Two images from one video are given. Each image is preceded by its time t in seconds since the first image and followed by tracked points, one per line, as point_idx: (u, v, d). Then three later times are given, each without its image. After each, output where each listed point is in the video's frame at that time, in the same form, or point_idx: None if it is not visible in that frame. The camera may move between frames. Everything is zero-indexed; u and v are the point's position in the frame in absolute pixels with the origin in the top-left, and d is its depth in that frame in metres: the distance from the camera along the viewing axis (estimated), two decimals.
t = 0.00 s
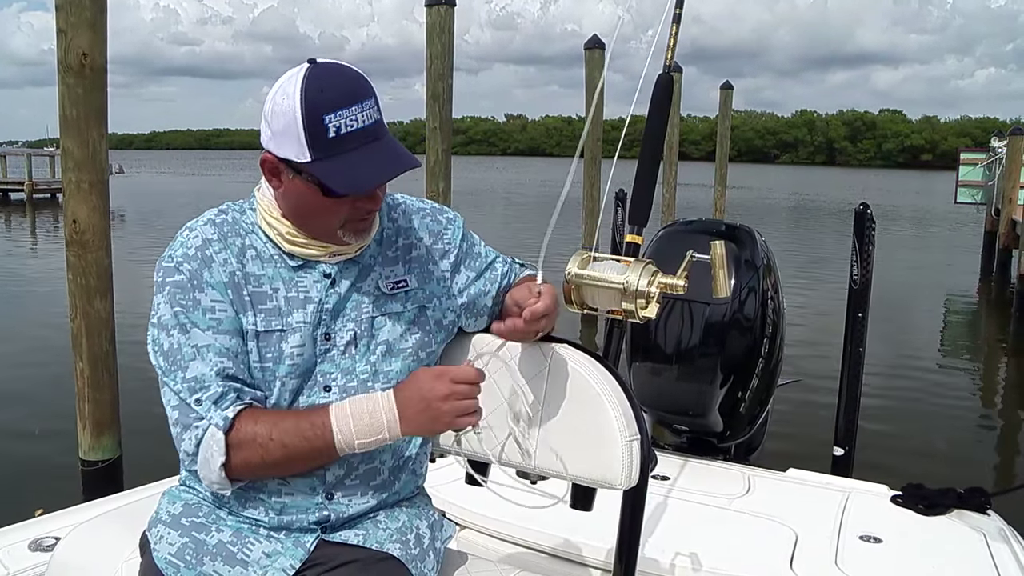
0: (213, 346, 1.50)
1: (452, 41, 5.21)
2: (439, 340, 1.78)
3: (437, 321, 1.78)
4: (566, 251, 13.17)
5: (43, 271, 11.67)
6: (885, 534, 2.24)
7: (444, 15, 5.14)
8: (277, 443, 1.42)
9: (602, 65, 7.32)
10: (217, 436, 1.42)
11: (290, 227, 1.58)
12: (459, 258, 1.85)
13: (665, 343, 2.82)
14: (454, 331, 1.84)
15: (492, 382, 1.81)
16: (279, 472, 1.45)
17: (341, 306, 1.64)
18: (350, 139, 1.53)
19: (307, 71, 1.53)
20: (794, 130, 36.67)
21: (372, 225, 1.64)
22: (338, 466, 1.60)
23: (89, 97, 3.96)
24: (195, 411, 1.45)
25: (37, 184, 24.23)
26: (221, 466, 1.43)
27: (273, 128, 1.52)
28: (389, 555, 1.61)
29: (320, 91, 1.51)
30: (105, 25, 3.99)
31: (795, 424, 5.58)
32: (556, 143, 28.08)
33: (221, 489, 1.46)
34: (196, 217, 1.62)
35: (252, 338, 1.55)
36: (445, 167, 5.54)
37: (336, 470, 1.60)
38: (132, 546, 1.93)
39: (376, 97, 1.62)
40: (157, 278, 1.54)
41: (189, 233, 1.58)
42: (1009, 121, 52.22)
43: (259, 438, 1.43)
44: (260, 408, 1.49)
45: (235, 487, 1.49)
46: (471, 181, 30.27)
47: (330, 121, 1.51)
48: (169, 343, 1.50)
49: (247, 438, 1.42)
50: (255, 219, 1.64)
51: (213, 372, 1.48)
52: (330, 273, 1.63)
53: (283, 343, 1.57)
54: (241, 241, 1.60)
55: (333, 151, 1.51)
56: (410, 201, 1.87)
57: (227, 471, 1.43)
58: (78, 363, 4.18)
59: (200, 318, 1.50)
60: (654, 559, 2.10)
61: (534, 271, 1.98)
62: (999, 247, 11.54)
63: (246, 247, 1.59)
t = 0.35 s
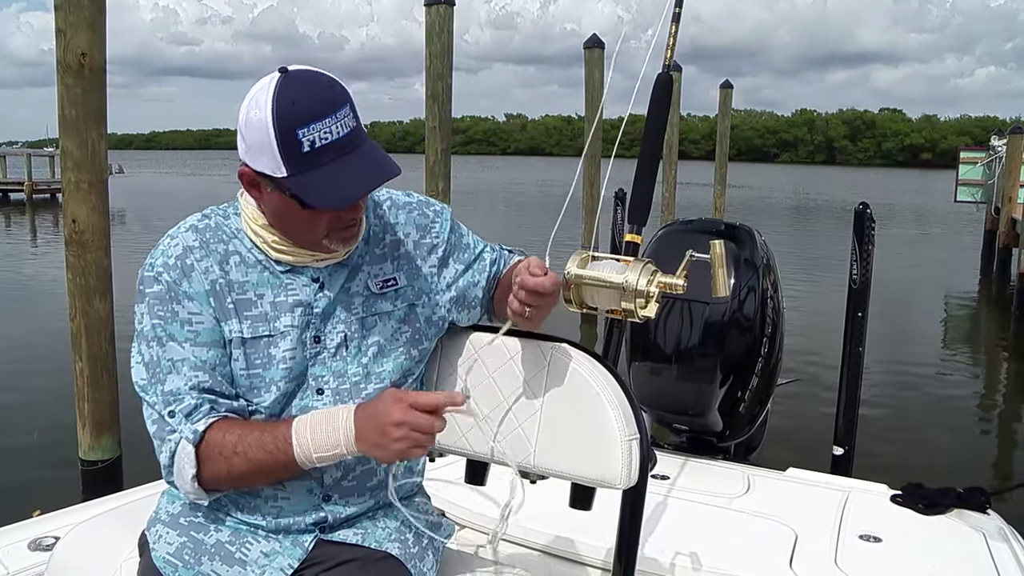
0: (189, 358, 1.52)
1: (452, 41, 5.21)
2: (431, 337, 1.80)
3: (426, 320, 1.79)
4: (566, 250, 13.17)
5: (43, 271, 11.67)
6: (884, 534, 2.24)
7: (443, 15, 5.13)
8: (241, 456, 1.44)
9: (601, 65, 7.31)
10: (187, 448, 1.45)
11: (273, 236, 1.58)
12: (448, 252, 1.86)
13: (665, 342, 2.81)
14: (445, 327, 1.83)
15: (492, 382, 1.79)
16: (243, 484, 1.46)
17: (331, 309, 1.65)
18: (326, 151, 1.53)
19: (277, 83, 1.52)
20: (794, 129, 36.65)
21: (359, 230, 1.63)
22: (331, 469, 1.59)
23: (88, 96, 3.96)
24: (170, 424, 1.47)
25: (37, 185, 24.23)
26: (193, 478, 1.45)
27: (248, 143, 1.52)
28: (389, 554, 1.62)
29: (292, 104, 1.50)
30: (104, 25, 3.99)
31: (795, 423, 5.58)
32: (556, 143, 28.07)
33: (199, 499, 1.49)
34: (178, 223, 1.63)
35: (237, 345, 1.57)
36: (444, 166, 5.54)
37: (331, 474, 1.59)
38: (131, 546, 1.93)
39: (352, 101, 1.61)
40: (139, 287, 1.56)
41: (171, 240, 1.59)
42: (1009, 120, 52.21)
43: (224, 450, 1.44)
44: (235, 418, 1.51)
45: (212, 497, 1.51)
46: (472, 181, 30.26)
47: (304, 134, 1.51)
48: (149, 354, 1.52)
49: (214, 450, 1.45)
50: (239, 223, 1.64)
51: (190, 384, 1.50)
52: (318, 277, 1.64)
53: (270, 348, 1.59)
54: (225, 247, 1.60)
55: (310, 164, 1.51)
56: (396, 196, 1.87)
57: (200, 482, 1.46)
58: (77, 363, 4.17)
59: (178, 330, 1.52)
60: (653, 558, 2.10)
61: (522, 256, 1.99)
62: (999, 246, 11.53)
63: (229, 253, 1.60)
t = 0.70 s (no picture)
0: (181, 356, 1.52)
1: (452, 39, 5.20)
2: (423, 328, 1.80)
3: (418, 310, 1.80)
4: (567, 249, 13.16)
5: (44, 270, 11.68)
6: (885, 531, 2.23)
7: (443, 13, 5.13)
8: (239, 447, 1.44)
9: (602, 63, 7.30)
10: (186, 445, 1.45)
11: (257, 232, 1.59)
12: (439, 243, 1.87)
13: (666, 340, 2.81)
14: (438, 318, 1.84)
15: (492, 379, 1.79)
16: (242, 476, 1.45)
17: (320, 303, 1.66)
18: (299, 142, 1.53)
19: (250, 76, 1.53)
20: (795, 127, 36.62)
21: (337, 223, 1.63)
22: (328, 467, 1.59)
23: (88, 95, 3.96)
24: (167, 421, 1.48)
25: (38, 184, 24.24)
26: (193, 476, 1.45)
27: (222, 137, 1.53)
28: (387, 552, 1.62)
29: (263, 96, 1.51)
30: (104, 23, 3.98)
31: (797, 421, 5.57)
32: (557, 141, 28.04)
33: (199, 498, 1.49)
34: (166, 224, 1.63)
35: (227, 342, 1.57)
36: (445, 165, 5.54)
37: (327, 472, 1.59)
38: (131, 544, 1.93)
39: (327, 93, 1.61)
40: (128, 288, 1.56)
41: (159, 240, 1.59)
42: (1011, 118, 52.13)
43: (221, 441, 1.45)
44: (236, 415, 1.52)
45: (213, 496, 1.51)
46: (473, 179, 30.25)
47: (275, 126, 1.51)
48: (141, 355, 1.52)
49: (211, 443, 1.45)
50: (226, 220, 1.64)
51: (184, 382, 1.51)
52: (306, 271, 1.64)
53: (261, 343, 1.59)
54: (212, 245, 1.60)
55: (282, 156, 1.51)
56: (383, 188, 1.88)
57: (200, 480, 1.45)
58: (78, 362, 4.18)
59: (169, 330, 1.53)
60: (654, 556, 2.10)
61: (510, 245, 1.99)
62: (1001, 243, 11.51)
63: (217, 251, 1.60)
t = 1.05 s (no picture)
0: (176, 364, 1.53)
1: (452, 40, 5.20)
2: (426, 326, 1.78)
3: (418, 306, 1.78)
4: (568, 249, 13.16)
5: (45, 271, 11.68)
6: (885, 532, 2.23)
7: (444, 13, 5.13)
8: (223, 463, 1.44)
9: (602, 63, 7.30)
10: (175, 455, 1.46)
11: (255, 232, 1.59)
12: (436, 241, 1.85)
13: (666, 341, 2.81)
14: (438, 314, 1.82)
15: (492, 380, 1.80)
16: (226, 489, 1.46)
17: (320, 303, 1.66)
18: (291, 138, 1.53)
19: (242, 74, 1.54)
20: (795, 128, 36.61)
21: (335, 218, 1.62)
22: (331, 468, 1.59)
23: (89, 96, 3.96)
24: (159, 431, 1.49)
25: (39, 184, 24.25)
26: (182, 484, 1.46)
27: (217, 135, 1.53)
28: (389, 553, 1.62)
29: (255, 93, 1.52)
30: (104, 24, 3.99)
31: (797, 421, 5.57)
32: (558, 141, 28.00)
33: (193, 505, 1.50)
34: (165, 228, 1.64)
35: (225, 346, 1.57)
36: (446, 165, 5.54)
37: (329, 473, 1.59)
38: (132, 545, 1.93)
39: (320, 88, 1.62)
40: (128, 294, 1.57)
41: (158, 246, 1.60)
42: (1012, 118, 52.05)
43: (207, 454, 1.45)
44: (225, 425, 1.52)
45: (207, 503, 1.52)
46: (474, 180, 30.26)
47: (268, 122, 1.52)
48: (138, 362, 1.53)
49: (197, 455, 1.45)
50: (224, 223, 1.65)
51: (179, 390, 1.52)
52: (305, 272, 1.65)
53: (261, 345, 1.59)
54: (211, 248, 1.61)
55: (275, 151, 1.51)
56: (382, 187, 1.88)
57: (191, 488, 1.47)
58: (79, 363, 4.18)
59: (166, 336, 1.54)
60: (655, 557, 2.10)
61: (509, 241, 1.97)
62: (1002, 244, 11.50)
63: (215, 254, 1.60)
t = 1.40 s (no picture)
0: (182, 358, 1.51)
1: (451, 42, 5.20)
2: (422, 332, 1.80)
3: (416, 311, 1.80)
4: (566, 251, 13.17)
5: (43, 273, 11.67)
6: (884, 533, 2.23)
7: (442, 16, 5.13)
8: (235, 440, 1.40)
9: (601, 65, 7.30)
10: (185, 441, 1.41)
11: (254, 234, 1.59)
12: (435, 249, 1.87)
13: (665, 343, 2.81)
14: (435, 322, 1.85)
15: (489, 382, 1.80)
16: (240, 468, 1.42)
17: (319, 305, 1.66)
18: (293, 140, 1.54)
19: (244, 76, 1.53)
20: (793, 130, 36.62)
21: (334, 223, 1.64)
22: (328, 469, 1.60)
23: (87, 98, 3.96)
24: (168, 418, 1.46)
25: (37, 186, 24.25)
26: (193, 471, 1.42)
27: (218, 137, 1.53)
28: (386, 555, 1.62)
29: (257, 95, 1.51)
30: (103, 27, 3.99)
31: (795, 423, 5.57)
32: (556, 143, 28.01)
33: (201, 496, 1.45)
34: (165, 228, 1.63)
35: (226, 345, 1.56)
36: (445, 167, 5.55)
37: (326, 474, 1.60)
38: (130, 548, 1.93)
39: (320, 92, 1.62)
40: (127, 292, 1.55)
41: (157, 245, 1.59)
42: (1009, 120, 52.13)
43: (218, 435, 1.41)
44: (228, 412, 1.48)
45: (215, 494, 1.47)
46: (473, 182, 30.26)
47: (269, 124, 1.52)
48: (139, 357, 1.51)
49: (207, 439, 1.41)
50: (223, 225, 1.65)
51: (186, 381, 1.49)
52: (303, 274, 1.65)
53: (260, 346, 1.58)
54: (210, 248, 1.60)
55: (276, 154, 1.51)
56: (380, 192, 1.89)
57: (200, 474, 1.42)
58: (78, 366, 4.17)
59: (170, 331, 1.52)
60: (653, 559, 2.09)
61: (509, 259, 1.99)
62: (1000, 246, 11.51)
63: (215, 255, 1.60)
